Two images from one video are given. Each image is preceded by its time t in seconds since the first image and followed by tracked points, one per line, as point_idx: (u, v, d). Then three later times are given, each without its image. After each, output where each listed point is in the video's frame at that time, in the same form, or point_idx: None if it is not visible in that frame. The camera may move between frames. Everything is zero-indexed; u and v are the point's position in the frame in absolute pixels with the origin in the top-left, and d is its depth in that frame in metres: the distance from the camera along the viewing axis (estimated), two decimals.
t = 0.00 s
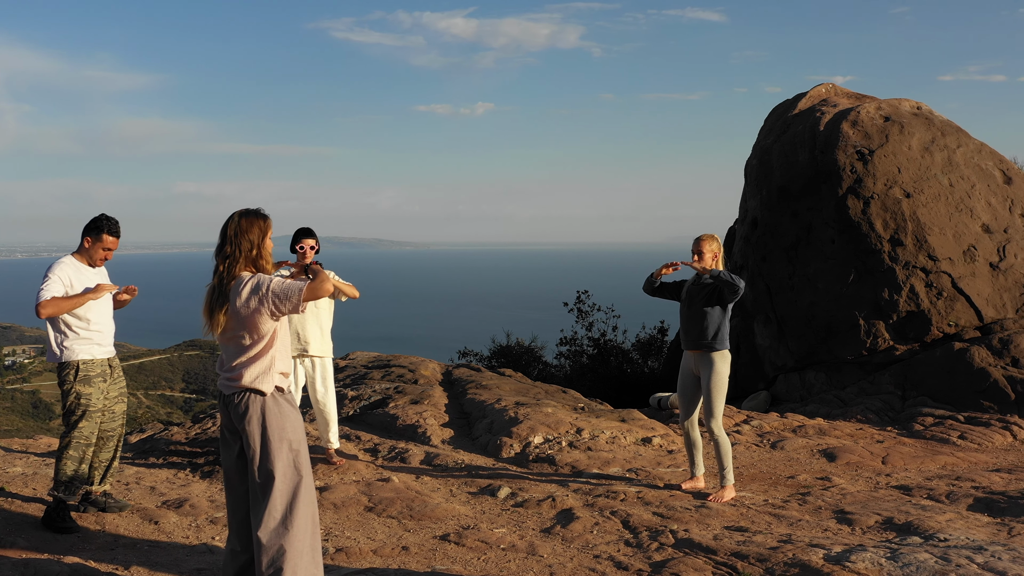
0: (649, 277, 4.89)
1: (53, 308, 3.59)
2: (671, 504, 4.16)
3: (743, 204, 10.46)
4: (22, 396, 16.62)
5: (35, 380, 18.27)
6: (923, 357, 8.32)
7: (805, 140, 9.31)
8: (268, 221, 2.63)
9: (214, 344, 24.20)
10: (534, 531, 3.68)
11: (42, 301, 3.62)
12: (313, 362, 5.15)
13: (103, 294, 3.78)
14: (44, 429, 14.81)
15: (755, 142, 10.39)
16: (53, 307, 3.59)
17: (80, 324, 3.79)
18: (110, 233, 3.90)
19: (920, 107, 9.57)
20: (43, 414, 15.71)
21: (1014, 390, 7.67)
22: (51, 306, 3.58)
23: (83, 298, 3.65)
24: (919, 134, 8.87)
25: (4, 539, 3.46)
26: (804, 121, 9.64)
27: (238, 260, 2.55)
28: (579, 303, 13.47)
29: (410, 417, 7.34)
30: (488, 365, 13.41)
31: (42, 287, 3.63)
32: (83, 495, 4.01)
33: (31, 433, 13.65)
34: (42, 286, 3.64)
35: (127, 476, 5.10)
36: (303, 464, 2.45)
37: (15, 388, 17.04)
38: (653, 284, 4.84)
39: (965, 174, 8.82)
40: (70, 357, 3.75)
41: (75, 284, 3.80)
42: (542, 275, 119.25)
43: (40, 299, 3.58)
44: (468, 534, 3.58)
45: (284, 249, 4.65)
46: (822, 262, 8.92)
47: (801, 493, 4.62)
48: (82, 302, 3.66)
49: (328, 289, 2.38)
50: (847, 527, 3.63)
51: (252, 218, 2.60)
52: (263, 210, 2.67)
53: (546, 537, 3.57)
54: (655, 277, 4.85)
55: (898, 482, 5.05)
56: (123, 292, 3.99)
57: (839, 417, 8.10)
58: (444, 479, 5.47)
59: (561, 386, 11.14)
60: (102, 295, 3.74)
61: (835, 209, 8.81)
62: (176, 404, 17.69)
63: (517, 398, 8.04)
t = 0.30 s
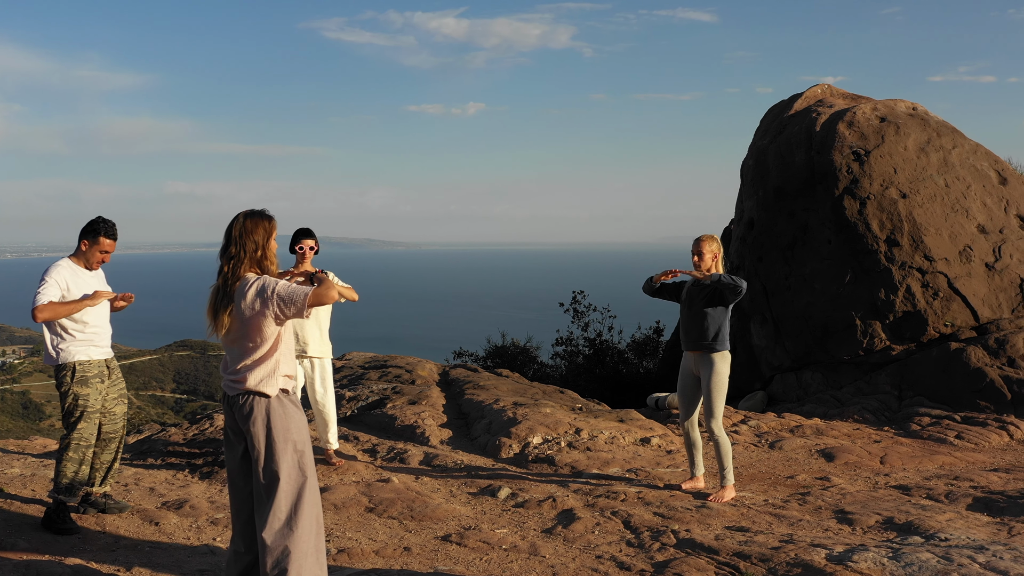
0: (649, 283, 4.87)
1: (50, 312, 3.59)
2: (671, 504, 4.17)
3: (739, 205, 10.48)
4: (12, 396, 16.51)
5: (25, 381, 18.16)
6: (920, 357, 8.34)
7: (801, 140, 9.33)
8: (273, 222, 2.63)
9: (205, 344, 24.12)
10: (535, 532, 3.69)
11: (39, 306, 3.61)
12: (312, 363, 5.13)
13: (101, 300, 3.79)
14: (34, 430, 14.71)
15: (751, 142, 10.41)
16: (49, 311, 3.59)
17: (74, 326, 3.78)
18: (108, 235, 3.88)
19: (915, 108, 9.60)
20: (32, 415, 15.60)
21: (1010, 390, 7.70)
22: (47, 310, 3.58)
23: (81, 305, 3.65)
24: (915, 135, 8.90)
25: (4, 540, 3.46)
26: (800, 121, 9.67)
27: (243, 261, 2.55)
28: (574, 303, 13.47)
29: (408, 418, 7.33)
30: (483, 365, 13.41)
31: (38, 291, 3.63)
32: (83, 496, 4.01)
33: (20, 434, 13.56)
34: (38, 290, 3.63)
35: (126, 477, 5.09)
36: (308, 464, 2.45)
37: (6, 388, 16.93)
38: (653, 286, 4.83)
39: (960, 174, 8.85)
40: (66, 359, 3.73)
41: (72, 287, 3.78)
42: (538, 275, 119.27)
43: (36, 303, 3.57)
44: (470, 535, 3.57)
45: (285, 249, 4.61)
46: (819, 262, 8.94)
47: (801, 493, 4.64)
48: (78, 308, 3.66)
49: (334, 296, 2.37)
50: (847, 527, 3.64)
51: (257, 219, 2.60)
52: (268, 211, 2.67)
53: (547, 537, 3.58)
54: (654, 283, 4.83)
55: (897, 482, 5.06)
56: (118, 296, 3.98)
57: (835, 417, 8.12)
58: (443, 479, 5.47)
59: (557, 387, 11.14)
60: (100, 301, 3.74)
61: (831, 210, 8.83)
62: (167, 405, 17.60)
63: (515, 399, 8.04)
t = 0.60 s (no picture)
0: (647, 287, 4.82)
1: (43, 315, 3.58)
2: (672, 504, 4.17)
3: (736, 204, 10.50)
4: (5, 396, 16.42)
5: (15, 381, 18.02)
6: (916, 357, 8.37)
7: (797, 141, 9.35)
8: (278, 222, 2.62)
9: (194, 344, 24.00)
10: (536, 532, 3.69)
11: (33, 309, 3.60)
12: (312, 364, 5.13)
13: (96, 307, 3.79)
14: (23, 430, 14.57)
15: (747, 142, 10.44)
16: (43, 315, 3.58)
17: (70, 328, 3.78)
18: (103, 236, 3.86)
19: (911, 108, 9.63)
20: (22, 415, 15.46)
21: (1006, 389, 7.73)
22: (41, 314, 3.57)
23: (74, 312, 3.67)
24: (910, 135, 8.92)
25: (4, 542, 3.45)
26: (796, 122, 9.69)
27: (247, 261, 2.54)
28: (570, 303, 13.47)
29: (406, 418, 7.33)
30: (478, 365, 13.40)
31: (33, 293, 3.61)
32: (82, 497, 4.00)
33: (8, 435, 13.40)
34: (33, 292, 3.61)
35: (124, 477, 5.07)
36: (313, 465, 2.45)
37: None
38: (653, 290, 4.79)
39: (956, 174, 8.88)
40: (62, 360, 3.73)
41: (68, 288, 3.77)
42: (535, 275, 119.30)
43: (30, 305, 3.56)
44: (471, 535, 3.57)
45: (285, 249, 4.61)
46: (815, 262, 8.96)
47: (800, 492, 4.65)
48: (72, 315, 3.68)
49: (339, 300, 2.36)
50: (848, 526, 3.65)
51: (262, 220, 2.59)
52: (272, 211, 2.67)
53: (549, 537, 3.58)
54: (651, 286, 4.78)
55: (896, 481, 5.08)
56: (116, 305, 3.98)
57: (832, 417, 8.15)
58: (442, 479, 5.47)
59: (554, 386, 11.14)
60: (96, 310, 3.76)
61: (827, 210, 8.85)
62: (158, 405, 17.48)
63: (513, 399, 8.04)
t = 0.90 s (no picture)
0: (648, 291, 4.81)
1: (40, 319, 3.56)
2: (674, 503, 4.18)
3: (732, 204, 10.52)
4: None
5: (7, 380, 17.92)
6: (913, 356, 8.39)
7: (794, 141, 9.38)
8: (283, 222, 2.63)
9: (184, 344, 23.87)
10: (538, 531, 3.69)
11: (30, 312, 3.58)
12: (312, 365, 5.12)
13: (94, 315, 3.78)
14: (14, 431, 14.48)
15: (744, 142, 10.46)
16: (40, 318, 3.56)
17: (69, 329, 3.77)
18: (101, 236, 3.84)
19: (907, 108, 9.66)
20: (10, 415, 15.30)
21: (1003, 389, 7.75)
22: (38, 317, 3.55)
23: (71, 321, 3.67)
24: (906, 135, 8.95)
25: (4, 542, 3.44)
26: (792, 122, 9.72)
27: (253, 261, 2.54)
28: (566, 303, 13.48)
29: (404, 418, 7.32)
30: (474, 365, 13.39)
31: (31, 295, 3.59)
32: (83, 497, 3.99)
33: None
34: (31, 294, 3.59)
35: (123, 478, 5.06)
36: (318, 465, 2.45)
37: None
38: (653, 295, 4.78)
39: (952, 174, 8.91)
40: (61, 361, 3.72)
41: (67, 289, 3.75)
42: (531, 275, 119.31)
43: (27, 307, 3.54)
44: (473, 535, 3.57)
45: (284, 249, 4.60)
46: (812, 262, 8.98)
47: (801, 492, 4.66)
48: (70, 324, 3.69)
49: (344, 304, 2.35)
50: (849, 525, 3.66)
51: (267, 219, 2.60)
52: (277, 211, 2.67)
53: (551, 536, 3.58)
54: (652, 291, 4.76)
55: (895, 480, 5.10)
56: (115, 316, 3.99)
57: (830, 416, 8.17)
58: (442, 479, 5.47)
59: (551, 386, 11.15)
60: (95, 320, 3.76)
61: (824, 210, 8.87)
62: (148, 405, 17.35)
63: (512, 398, 8.04)
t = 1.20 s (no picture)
0: (648, 294, 4.83)
1: (40, 321, 3.55)
2: (675, 503, 4.19)
3: (728, 204, 10.54)
4: None
5: None
6: (909, 356, 8.42)
7: (789, 141, 9.40)
8: (289, 222, 2.63)
9: (177, 344, 23.78)
10: (540, 531, 3.70)
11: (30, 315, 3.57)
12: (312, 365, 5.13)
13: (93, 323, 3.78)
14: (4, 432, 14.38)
15: (739, 142, 10.48)
16: (39, 321, 3.55)
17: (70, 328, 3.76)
18: (100, 236, 3.82)
19: (902, 108, 9.69)
20: None
21: (999, 388, 7.78)
22: (38, 320, 3.54)
23: (71, 326, 3.66)
24: (902, 135, 8.98)
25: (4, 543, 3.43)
26: (788, 122, 9.74)
27: (259, 261, 2.54)
28: (561, 303, 13.48)
29: (403, 418, 7.32)
30: (469, 365, 13.38)
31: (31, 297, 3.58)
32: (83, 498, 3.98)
33: None
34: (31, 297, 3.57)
35: (122, 478, 5.05)
36: (324, 465, 2.45)
37: None
38: (653, 299, 4.79)
39: (946, 174, 8.94)
40: (62, 361, 3.71)
41: (67, 289, 3.74)
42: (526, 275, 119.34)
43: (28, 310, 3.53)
44: (475, 535, 3.57)
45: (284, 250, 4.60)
46: (808, 262, 9.01)
47: (800, 491, 4.68)
48: (69, 329, 3.67)
49: (351, 307, 2.35)
50: (850, 524, 3.67)
51: (273, 219, 2.60)
52: (284, 212, 2.67)
53: (553, 536, 3.58)
54: (653, 294, 4.78)
55: (894, 479, 5.12)
56: (116, 321, 3.99)
57: (827, 416, 8.20)
58: (442, 479, 5.47)
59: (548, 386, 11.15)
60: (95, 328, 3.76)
61: (820, 210, 8.89)
62: (141, 405, 17.28)
63: (510, 398, 8.04)
